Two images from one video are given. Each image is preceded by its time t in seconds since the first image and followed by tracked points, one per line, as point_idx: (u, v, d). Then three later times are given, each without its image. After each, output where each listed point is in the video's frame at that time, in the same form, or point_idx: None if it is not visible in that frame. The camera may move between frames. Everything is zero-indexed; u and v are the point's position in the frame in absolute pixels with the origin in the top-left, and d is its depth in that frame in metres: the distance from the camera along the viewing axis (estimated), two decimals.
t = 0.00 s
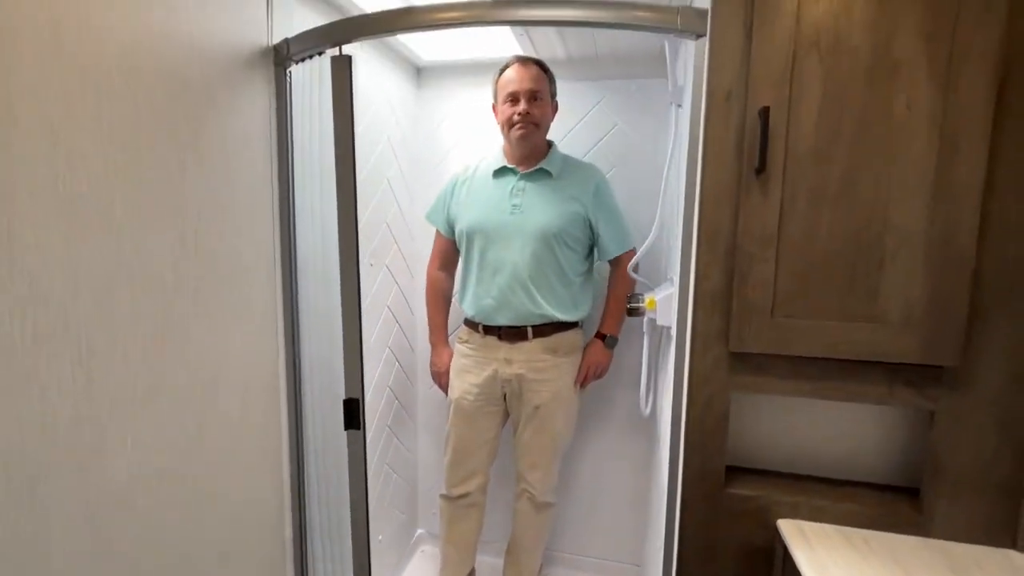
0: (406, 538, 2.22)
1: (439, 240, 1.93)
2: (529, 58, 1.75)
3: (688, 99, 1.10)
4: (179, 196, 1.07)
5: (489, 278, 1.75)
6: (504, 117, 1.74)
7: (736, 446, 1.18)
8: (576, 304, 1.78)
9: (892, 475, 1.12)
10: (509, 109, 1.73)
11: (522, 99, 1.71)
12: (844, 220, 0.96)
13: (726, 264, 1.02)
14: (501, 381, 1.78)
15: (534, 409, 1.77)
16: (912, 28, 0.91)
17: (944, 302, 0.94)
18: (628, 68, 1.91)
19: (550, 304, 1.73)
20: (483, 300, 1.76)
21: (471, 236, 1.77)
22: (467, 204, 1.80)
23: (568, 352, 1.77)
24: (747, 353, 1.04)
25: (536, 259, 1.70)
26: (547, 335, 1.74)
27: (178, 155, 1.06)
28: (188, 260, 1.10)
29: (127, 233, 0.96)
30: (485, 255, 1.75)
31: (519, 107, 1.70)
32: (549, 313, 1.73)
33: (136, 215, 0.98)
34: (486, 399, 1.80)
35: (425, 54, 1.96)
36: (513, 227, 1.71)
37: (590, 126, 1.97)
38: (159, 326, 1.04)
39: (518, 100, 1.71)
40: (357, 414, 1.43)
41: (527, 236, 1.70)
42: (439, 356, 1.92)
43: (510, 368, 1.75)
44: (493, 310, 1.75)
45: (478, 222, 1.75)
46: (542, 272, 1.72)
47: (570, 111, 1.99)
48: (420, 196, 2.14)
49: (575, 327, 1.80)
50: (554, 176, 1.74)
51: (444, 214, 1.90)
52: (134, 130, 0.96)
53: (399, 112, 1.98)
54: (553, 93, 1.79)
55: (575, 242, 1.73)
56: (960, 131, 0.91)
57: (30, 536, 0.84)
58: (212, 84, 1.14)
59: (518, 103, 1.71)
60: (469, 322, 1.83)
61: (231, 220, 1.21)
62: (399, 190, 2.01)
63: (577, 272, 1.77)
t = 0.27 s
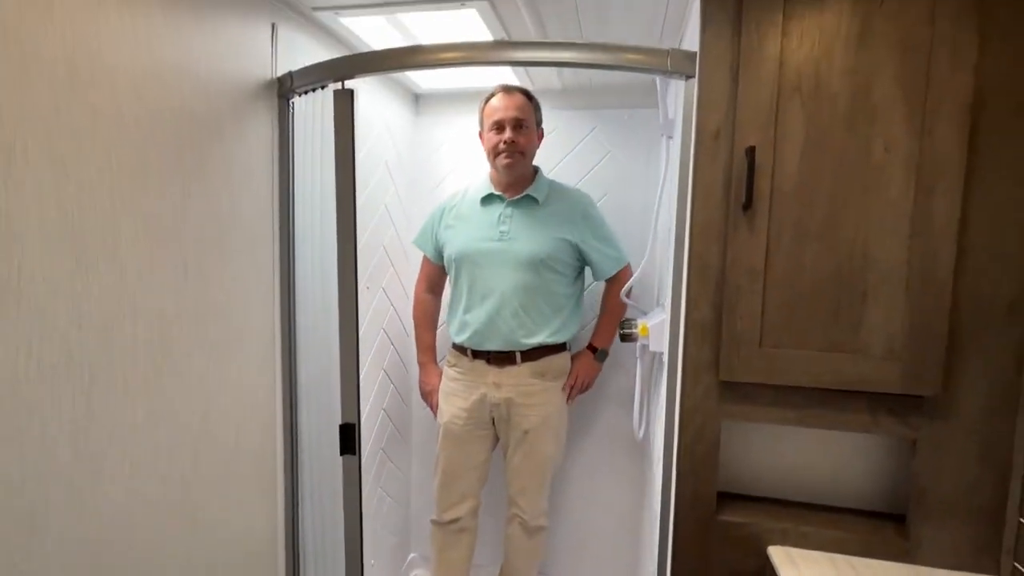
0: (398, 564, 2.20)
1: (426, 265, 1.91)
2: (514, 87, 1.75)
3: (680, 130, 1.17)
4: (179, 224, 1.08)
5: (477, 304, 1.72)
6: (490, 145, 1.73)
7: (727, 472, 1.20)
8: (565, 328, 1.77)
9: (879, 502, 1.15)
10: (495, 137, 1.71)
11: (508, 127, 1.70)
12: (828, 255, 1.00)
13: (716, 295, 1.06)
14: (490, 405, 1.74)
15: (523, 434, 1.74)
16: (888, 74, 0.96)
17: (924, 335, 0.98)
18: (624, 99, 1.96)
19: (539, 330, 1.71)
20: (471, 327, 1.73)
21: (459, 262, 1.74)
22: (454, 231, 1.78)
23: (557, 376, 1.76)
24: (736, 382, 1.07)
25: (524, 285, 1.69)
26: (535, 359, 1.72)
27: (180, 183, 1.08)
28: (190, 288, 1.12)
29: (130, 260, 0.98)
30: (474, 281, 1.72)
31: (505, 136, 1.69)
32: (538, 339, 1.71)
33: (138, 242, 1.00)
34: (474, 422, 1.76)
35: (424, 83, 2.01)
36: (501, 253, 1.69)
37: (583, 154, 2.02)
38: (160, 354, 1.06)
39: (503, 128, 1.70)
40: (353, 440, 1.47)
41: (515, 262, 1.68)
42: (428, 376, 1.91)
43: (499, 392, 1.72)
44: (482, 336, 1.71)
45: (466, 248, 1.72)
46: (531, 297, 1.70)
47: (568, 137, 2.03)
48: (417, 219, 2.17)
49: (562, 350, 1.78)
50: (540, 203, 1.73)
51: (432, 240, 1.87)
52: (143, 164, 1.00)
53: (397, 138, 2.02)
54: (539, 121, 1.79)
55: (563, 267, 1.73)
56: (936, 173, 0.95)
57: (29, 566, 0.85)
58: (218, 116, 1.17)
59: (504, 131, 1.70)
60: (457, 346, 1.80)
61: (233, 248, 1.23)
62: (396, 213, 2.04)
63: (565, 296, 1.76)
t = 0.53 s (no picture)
0: None
1: (412, 282, 1.87)
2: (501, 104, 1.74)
3: (671, 151, 1.21)
4: (175, 239, 1.09)
5: (462, 322, 1.71)
6: (475, 162, 1.72)
7: (720, 491, 1.21)
8: (550, 345, 1.76)
9: (870, 520, 1.16)
10: (480, 154, 1.71)
11: (493, 144, 1.69)
12: (817, 276, 1.02)
13: (707, 313, 1.08)
14: (473, 422, 1.72)
15: (507, 451, 1.71)
16: (873, 100, 0.99)
17: (912, 354, 0.99)
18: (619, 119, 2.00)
19: (524, 347, 1.70)
20: (456, 344, 1.71)
21: (444, 279, 1.72)
22: (440, 248, 1.76)
23: (541, 393, 1.73)
24: (728, 400, 1.08)
25: (509, 302, 1.67)
26: (519, 374, 1.70)
27: (176, 199, 1.09)
28: (187, 304, 1.12)
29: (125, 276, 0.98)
30: (459, 298, 1.71)
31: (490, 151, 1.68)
32: (522, 356, 1.69)
33: (133, 258, 1.00)
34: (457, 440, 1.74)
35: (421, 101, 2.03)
36: (486, 272, 1.67)
37: (576, 173, 2.05)
38: (154, 370, 1.06)
39: (488, 145, 1.69)
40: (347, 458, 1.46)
41: (500, 280, 1.66)
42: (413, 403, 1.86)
43: (482, 409, 1.70)
44: (467, 353, 1.70)
45: (452, 265, 1.71)
46: (516, 315, 1.69)
47: (564, 154, 2.05)
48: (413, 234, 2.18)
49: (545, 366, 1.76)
50: (526, 221, 1.71)
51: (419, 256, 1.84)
52: (142, 181, 1.01)
53: (393, 155, 2.04)
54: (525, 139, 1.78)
55: (548, 284, 1.72)
56: (921, 197, 0.98)
57: None
58: (217, 134, 1.19)
59: (489, 148, 1.69)
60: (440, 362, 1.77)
61: (230, 264, 1.24)
62: (391, 229, 2.05)
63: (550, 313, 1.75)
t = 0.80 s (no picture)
0: None
1: (390, 293, 1.73)
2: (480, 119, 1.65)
3: (666, 166, 1.21)
4: (165, 253, 1.08)
5: (442, 336, 1.57)
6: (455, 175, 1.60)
7: (716, 506, 1.20)
8: (532, 358, 1.65)
9: (866, 536, 1.16)
10: (460, 166, 1.59)
11: (474, 155, 1.58)
12: (809, 290, 1.02)
13: (701, 328, 1.08)
14: (454, 437, 1.57)
15: (490, 465, 1.56)
16: (863, 118, 1.00)
17: (905, 368, 1.00)
18: (614, 133, 2.01)
19: (508, 360, 1.58)
20: (436, 359, 1.57)
21: (422, 290, 1.60)
22: (419, 260, 1.63)
23: (525, 405, 1.59)
24: (723, 414, 1.08)
25: (493, 315, 1.56)
26: (501, 387, 1.56)
27: (168, 212, 1.08)
28: (176, 316, 1.11)
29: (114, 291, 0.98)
30: (438, 309, 1.58)
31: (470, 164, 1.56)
32: (504, 369, 1.56)
33: (123, 272, 0.99)
34: (438, 455, 1.59)
35: (417, 114, 2.03)
36: (467, 282, 1.56)
37: (569, 186, 2.05)
38: (142, 385, 1.04)
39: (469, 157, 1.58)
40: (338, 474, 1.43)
41: (481, 291, 1.55)
42: (391, 416, 1.71)
43: (463, 423, 1.55)
44: (448, 368, 1.55)
45: (430, 274, 1.58)
46: (499, 328, 1.57)
47: (559, 167, 2.06)
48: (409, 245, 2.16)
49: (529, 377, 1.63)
50: (508, 232, 1.60)
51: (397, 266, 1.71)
52: (135, 192, 1.00)
53: (388, 166, 2.03)
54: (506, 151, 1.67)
55: (531, 295, 1.61)
56: (911, 213, 0.99)
57: None
58: (211, 148, 1.18)
59: (470, 160, 1.58)
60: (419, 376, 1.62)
61: (222, 276, 1.24)
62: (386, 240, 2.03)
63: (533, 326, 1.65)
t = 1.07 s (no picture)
0: None
1: (371, 305, 1.66)
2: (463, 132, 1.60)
3: (658, 180, 1.22)
4: (155, 266, 1.07)
5: (425, 347, 1.49)
6: (438, 187, 1.54)
7: (710, 520, 1.20)
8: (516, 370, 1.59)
9: (859, 550, 1.15)
10: (443, 178, 1.53)
11: (457, 167, 1.52)
12: (801, 304, 1.03)
13: (694, 342, 1.09)
14: (438, 452, 1.51)
15: (476, 480, 1.50)
16: (852, 134, 1.01)
17: (897, 382, 1.00)
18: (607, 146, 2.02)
19: (492, 373, 1.51)
20: (417, 371, 1.49)
21: (405, 300, 1.53)
22: (401, 270, 1.56)
23: (507, 418, 1.53)
24: (716, 428, 1.08)
25: (477, 327, 1.50)
26: (485, 399, 1.51)
27: (160, 226, 1.08)
28: (166, 329, 1.10)
29: (103, 304, 0.97)
30: (420, 320, 1.51)
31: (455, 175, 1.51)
32: (488, 382, 1.50)
33: (111, 285, 0.98)
34: (423, 470, 1.53)
35: (412, 126, 2.04)
36: (451, 293, 1.50)
37: (563, 199, 2.06)
38: (129, 399, 1.03)
39: (452, 168, 1.52)
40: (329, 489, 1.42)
41: (465, 301, 1.49)
42: (371, 430, 1.63)
43: (446, 437, 1.49)
44: (430, 380, 1.48)
45: (412, 284, 1.52)
46: (483, 340, 1.51)
47: (552, 179, 2.07)
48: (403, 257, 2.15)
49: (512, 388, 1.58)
50: (494, 243, 1.55)
51: (379, 276, 1.64)
52: (127, 203, 1.00)
53: (382, 177, 2.03)
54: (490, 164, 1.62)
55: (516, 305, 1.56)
56: (900, 228, 1.00)
57: None
58: (203, 161, 1.18)
59: (453, 171, 1.52)
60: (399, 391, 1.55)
61: (214, 288, 1.23)
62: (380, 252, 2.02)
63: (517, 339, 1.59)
